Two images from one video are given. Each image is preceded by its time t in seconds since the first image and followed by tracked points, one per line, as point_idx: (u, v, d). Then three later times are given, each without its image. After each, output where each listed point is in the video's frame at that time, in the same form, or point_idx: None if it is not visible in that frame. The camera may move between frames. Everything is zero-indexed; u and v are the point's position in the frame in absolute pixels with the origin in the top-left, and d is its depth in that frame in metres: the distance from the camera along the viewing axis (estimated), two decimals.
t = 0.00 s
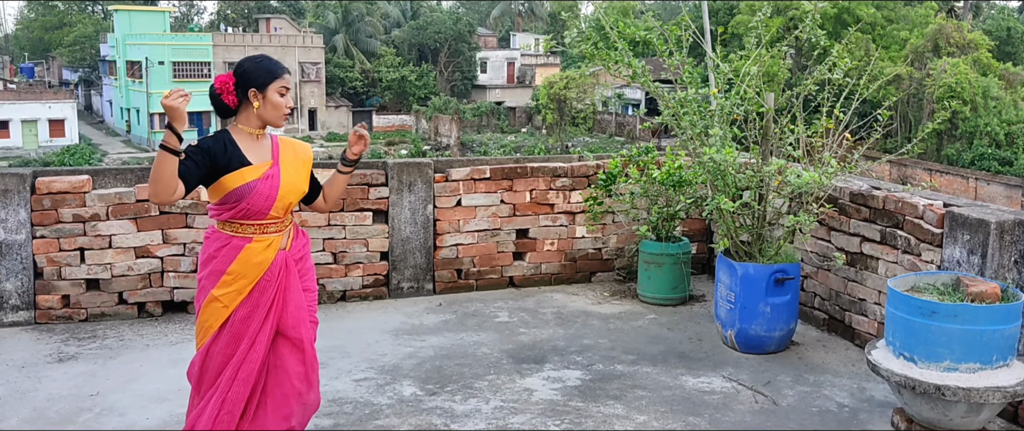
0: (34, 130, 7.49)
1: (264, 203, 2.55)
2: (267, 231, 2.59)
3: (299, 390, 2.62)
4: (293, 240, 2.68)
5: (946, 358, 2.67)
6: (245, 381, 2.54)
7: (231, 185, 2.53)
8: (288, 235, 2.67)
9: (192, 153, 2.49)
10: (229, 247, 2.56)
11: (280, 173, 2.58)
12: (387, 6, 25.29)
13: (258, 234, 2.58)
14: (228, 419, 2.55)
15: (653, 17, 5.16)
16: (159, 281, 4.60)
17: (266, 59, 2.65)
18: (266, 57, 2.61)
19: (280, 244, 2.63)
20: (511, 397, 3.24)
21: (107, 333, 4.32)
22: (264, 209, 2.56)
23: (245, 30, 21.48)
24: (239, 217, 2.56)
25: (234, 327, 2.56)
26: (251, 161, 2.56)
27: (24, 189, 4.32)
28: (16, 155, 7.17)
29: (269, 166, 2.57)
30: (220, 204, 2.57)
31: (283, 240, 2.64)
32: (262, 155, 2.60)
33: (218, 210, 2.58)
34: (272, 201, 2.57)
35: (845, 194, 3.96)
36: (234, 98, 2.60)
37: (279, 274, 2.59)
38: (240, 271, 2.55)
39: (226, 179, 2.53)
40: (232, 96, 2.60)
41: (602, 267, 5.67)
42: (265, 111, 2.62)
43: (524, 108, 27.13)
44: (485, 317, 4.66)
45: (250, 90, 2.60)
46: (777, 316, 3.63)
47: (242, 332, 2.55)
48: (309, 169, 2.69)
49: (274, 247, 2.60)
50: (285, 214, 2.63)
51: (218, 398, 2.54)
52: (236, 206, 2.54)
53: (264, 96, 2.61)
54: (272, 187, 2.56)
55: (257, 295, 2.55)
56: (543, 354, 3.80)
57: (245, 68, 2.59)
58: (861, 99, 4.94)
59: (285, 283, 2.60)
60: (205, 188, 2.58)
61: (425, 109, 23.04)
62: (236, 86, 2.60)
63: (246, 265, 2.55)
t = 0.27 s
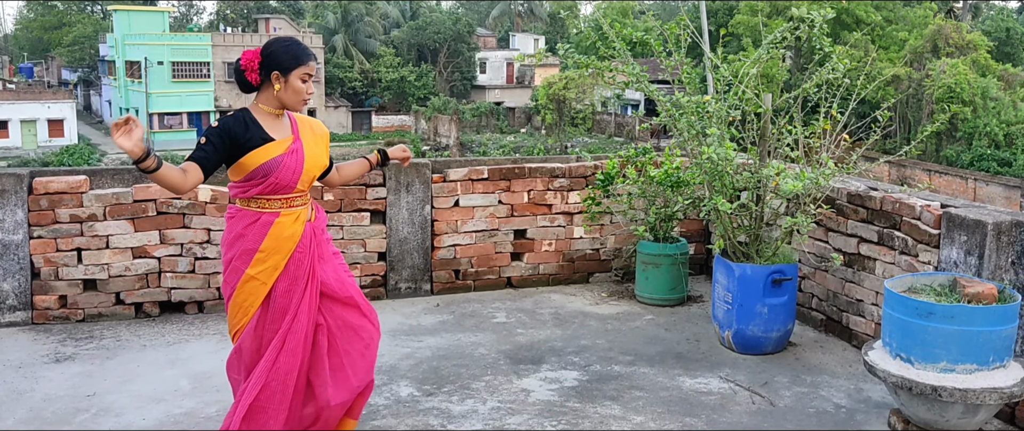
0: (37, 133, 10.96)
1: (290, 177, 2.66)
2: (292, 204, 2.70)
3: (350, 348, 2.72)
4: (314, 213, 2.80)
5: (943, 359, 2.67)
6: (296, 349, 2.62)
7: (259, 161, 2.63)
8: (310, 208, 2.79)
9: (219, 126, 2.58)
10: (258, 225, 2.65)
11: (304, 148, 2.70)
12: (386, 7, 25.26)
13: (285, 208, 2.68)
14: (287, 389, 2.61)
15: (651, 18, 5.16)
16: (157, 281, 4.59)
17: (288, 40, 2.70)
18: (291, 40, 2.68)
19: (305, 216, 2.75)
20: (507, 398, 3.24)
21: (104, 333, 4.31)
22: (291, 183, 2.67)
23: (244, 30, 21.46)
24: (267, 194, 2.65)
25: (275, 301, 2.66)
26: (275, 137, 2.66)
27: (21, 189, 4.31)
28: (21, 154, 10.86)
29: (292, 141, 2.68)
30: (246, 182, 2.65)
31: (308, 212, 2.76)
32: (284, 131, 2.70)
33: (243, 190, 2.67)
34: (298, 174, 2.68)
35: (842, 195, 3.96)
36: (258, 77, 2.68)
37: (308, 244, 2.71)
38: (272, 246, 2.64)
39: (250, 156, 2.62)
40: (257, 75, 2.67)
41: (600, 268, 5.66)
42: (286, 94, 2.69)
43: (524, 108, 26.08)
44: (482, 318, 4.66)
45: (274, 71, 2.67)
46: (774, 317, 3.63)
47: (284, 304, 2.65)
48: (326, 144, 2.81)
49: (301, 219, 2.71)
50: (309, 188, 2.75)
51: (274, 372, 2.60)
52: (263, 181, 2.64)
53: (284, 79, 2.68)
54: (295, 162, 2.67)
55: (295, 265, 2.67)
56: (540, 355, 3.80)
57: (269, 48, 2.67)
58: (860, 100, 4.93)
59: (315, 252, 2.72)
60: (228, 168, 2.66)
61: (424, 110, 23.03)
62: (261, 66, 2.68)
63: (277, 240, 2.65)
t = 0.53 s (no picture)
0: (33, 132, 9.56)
1: (331, 156, 2.65)
2: (336, 184, 2.68)
3: (392, 320, 2.78)
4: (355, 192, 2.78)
5: (937, 360, 2.67)
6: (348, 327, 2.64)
7: (297, 143, 2.60)
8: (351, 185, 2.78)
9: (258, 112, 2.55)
10: (305, 206, 2.62)
11: (339, 127, 2.69)
12: (385, 7, 25.25)
13: (329, 188, 2.66)
14: (338, 366, 2.64)
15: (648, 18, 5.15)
16: (152, 282, 4.58)
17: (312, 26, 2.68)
18: (312, 24, 2.66)
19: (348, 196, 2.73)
20: (502, 398, 3.23)
21: (99, 333, 4.30)
22: (333, 162, 2.65)
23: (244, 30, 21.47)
24: (310, 175, 2.63)
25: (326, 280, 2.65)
26: (309, 118, 2.63)
27: (16, 189, 4.30)
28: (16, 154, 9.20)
29: (327, 121, 2.66)
30: (286, 166, 2.63)
31: (350, 192, 2.74)
32: (317, 113, 2.68)
33: (286, 174, 2.63)
34: (337, 152, 2.67)
35: (839, 195, 3.95)
36: (286, 63, 2.68)
37: (357, 223, 2.71)
38: (323, 227, 2.62)
39: (291, 139, 2.60)
40: (285, 62, 2.67)
41: (597, 268, 5.66)
42: (315, 78, 2.67)
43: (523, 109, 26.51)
44: (478, 318, 4.65)
45: (301, 55, 2.65)
46: (770, 318, 3.62)
47: (335, 283, 2.65)
48: (359, 123, 2.79)
49: (347, 198, 2.70)
50: (348, 166, 2.74)
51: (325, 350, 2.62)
52: (305, 162, 2.61)
53: (311, 62, 2.66)
54: (335, 143, 2.66)
55: (342, 246, 2.66)
56: (536, 355, 3.79)
57: (295, 32, 2.65)
58: (855, 101, 4.93)
59: (362, 231, 2.72)
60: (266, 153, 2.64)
61: (424, 110, 23.07)
62: (288, 52, 2.67)
63: (327, 220, 2.63)
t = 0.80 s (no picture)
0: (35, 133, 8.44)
1: (360, 178, 2.66)
2: (366, 204, 2.69)
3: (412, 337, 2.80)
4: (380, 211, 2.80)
5: (928, 360, 2.66)
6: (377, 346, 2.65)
7: (326, 169, 2.61)
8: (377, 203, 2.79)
9: (291, 142, 2.56)
10: (337, 227, 2.62)
11: (363, 147, 2.70)
12: (384, 7, 25.18)
13: (359, 209, 2.67)
14: (367, 384, 2.64)
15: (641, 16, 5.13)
16: (144, 282, 4.55)
17: (323, 45, 2.67)
18: (326, 44, 2.64)
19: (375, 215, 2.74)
20: (493, 399, 3.21)
21: (90, 333, 4.28)
22: (361, 183, 2.67)
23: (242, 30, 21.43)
24: (340, 197, 2.64)
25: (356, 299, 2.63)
26: (334, 142, 2.64)
27: (7, 188, 4.28)
28: (16, 153, 7.90)
29: (351, 143, 2.67)
30: (316, 190, 2.64)
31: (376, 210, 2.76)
32: (340, 135, 2.68)
33: (316, 198, 2.65)
34: (365, 174, 2.68)
35: (832, 195, 3.94)
36: (303, 86, 2.66)
37: (385, 242, 2.72)
38: (355, 247, 2.62)
39: (323, 165, 2.61)
40: (302, 85, 2.66)
41: (591, 268, 5.64)
42: (333, 97, 2.66)
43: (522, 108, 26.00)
44: (471, 318, 4.63)
45: (317, 77, 2.65)
46: (763, 318, 3.61)
47: (365, 301, 2.64)
48: (381, 137, 2.81)
49: (375, 217, 2.72)
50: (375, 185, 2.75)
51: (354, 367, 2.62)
52: (336, 185, 2.62)
53: (330, 83, 2.65)
54: (363, 163, 2.68)
55: (371, 264, 2.66)
56: (528, 356, 3.77)
57: (309, 54, 2.65)
58: (849, 101, 4.91)
59: (390, 249, 2.74)
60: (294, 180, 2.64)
61: (423, 110, 23.02)
62: (304, 75, 2.66)
63: (359, 240, 2.63)
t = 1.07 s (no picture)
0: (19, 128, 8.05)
1: (357, 193, 2.61)
2: (364, 218, 2.64)
3: (414, 350, 2.77)
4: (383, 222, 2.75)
5: (915, 367, 2.64)
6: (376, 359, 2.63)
7: (322, 188, 2.57)
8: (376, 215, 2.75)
9: (296, 162, 2.52)
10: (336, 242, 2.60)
11: (357, 162, 2.65)
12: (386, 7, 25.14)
13: (358, 223, 2.63)
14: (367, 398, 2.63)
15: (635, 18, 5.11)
16: (132, 280, 4.52)
17: (308, 61, 2.63)
18: (312, 59, 2.61)
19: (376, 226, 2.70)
20: (479, 402, 3.19)
21: (77, 332, 4.24)
22: (359, 198, 2.62)
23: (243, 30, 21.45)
24: (338, 212, 2.60)
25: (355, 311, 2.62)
26: (329, 159, 2.59)
27: None
28: (15, 150, 7.64)
29: (346, 159, 2.63)
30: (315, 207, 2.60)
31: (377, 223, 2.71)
32: (333, 151, 2.63)
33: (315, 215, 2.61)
34: (362, 189, 2.64)
35: (823, 200, 3.92)
36: (293, 105, 2.63)
37: (387, 255, 2.68)
38: (356, 262, 2.60)
39: (328, 183, 2.57)
40: (292, 104, 2.63)
41: (582, 271, 5.61)
42: (324, 111, 2.63)
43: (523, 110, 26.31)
44: (461, 320, 4.60)
45: (307, 93, 2.61)
46: (753, 322, 3.59)
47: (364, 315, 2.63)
48: (374, 148, 2.78)
49: (375, 230, 2.67)
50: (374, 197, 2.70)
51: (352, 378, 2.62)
52: (333, 203, 2.59)
53: (320, 99, 2.62)
54: (361, 177, 2.64)
55: (370, 279, 2.63)
56: (516, 358, 3.75)
57: (295, 72, 2.61)
58: (841, 106, 4.90)
59: (392, 261, 2.70)
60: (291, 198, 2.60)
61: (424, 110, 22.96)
62: (293, 92, 2.63)
63: (359, 255, 2.61)
